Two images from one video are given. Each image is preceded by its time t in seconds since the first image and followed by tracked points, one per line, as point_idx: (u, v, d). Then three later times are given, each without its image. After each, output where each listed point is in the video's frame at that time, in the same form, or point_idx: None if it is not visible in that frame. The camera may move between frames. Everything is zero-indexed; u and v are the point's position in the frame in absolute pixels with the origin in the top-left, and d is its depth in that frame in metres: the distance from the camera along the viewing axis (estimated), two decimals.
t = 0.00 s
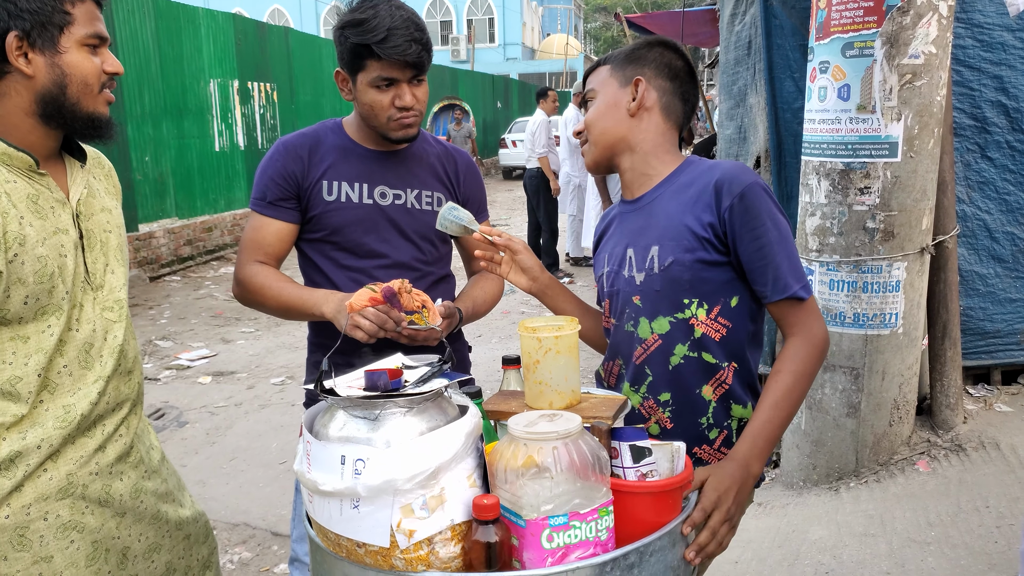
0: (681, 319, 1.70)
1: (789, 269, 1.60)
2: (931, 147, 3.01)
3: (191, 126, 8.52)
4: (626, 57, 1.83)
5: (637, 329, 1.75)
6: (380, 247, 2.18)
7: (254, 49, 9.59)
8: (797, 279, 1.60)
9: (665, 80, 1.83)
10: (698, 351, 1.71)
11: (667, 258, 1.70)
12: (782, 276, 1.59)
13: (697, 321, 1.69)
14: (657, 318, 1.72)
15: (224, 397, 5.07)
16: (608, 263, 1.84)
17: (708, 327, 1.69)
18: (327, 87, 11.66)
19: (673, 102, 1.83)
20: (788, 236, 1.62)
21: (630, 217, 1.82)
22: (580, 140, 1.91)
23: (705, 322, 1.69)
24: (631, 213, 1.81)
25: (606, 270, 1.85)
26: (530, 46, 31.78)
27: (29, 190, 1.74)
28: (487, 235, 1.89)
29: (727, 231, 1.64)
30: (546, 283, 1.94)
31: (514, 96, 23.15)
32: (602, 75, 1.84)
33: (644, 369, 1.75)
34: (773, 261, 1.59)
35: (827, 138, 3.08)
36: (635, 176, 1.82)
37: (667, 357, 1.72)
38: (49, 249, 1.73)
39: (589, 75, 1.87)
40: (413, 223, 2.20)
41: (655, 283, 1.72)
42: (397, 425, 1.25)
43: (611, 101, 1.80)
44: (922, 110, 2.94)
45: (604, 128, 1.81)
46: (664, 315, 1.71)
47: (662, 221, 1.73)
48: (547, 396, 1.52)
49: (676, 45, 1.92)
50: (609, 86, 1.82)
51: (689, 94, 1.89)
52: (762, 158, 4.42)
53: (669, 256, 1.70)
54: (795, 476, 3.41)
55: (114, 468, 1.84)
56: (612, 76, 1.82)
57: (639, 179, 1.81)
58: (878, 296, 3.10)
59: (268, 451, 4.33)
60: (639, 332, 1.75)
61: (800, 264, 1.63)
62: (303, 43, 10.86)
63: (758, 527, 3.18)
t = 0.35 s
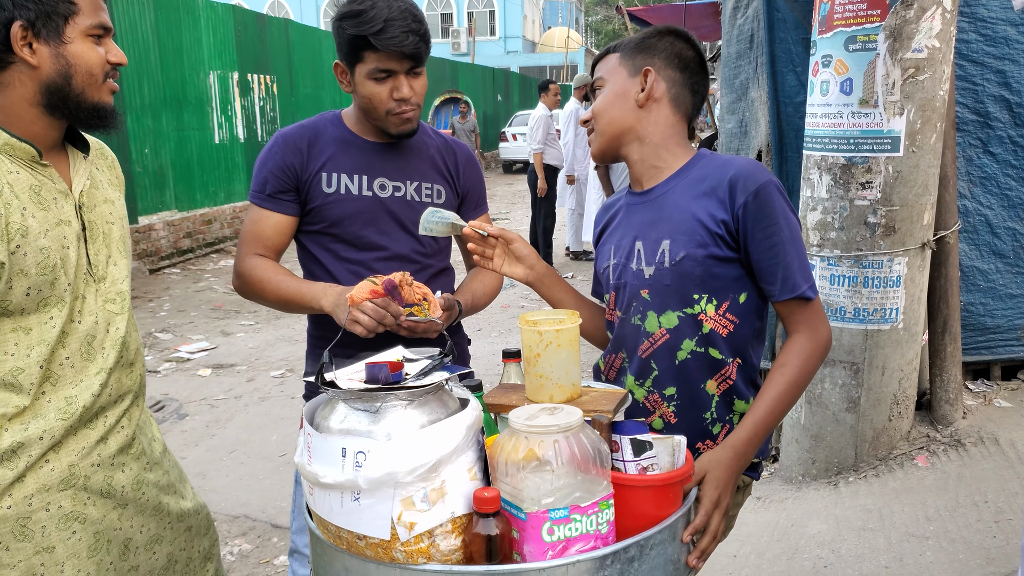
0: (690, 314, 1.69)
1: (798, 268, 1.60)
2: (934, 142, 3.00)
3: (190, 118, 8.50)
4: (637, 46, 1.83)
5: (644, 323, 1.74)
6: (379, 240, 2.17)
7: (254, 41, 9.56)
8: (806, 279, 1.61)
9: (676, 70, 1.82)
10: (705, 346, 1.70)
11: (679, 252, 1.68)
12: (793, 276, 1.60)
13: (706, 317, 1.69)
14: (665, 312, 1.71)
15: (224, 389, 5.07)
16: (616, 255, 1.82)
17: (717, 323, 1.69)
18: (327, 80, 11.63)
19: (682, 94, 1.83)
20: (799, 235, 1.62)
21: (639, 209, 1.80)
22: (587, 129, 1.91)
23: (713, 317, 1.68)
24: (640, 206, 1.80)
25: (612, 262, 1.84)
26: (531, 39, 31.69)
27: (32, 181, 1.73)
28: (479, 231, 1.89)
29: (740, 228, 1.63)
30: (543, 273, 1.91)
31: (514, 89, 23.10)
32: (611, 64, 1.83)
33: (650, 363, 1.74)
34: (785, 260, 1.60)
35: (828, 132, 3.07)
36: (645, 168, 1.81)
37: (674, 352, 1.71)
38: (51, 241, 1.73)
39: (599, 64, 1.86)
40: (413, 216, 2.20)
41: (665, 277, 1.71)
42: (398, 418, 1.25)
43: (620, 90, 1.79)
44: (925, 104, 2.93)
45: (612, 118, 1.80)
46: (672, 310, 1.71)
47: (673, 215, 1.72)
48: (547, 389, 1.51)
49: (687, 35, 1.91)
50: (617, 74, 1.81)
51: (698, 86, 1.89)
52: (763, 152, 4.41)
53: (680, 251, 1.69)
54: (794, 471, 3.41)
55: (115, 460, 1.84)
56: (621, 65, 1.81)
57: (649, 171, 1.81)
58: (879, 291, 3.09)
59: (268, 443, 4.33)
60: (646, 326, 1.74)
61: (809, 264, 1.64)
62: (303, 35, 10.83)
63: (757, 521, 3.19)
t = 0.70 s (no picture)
0: (689, 311, 1.69)
1: (798, 270, 1.60)
2: (936, 142, 3.00)
3: (192, 116, 8.50)
4: (649, 42, 1.82)
5: (643, 319, 1.75)
6: (379, 238, 2.17)
7: (255, 40, 9.56)
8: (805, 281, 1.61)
9: (689, 70, 1.82)
10: (704, 344, 1.70)
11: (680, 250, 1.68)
12: (793, 278, 1.60)
13: (705, 315, 1.69)
14: (664, 309, 1.71)
15: (225, 388, 5.07)
16: (617, 251, 1.82)
17: (716, 321, 1.68)
18: (328, 79, 11.63)
19: (693, 93, 1.83)
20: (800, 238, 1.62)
21: (642, 206, 1.80)
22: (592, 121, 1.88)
23: (713, 315, 1.68)
24: (644, 202, 1.80)
25: (613, 258, 1.84)
26: (532, 38, 31.67)
27: (36, 180, 1.73)
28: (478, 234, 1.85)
29: (742, 228, 1.63)
30: (543, 269, 1.90)
31: (515, 88, 23.09)
32: (623, 56, 1.80)
33: (648, 359, 1.74)
34: (786, 261, 1.60)
35: (830, 132, 3.06)
36: (652, 166, 1.80)
37: (672, 349, 1.72)
38: (54, 239, 1.73)
39: (610, 55, 1.83)
40: (413, 215, 2.20)
41: (666, 274, 1.70)
42: (399, 416, 1.25)
43: (632, 86, 1.78)
44: (927, 104, 2.93)
45: (625, 114, 1.78)
46: (671, 308, 1.71)
47: (676, 213, 1.72)
48: (549, 388, 1.51)
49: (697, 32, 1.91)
50: (629, 69, 1.79)
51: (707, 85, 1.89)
52: (764, 151, 4.40)
53: (682, 249, 1.69)
54: (795, 471, 3.41)
55: (117, 457, 1.84)
56: (634, 59, 1.79)
57: (655, 168, 1.80)
58: (881, 291, 3.09)
59: (268, 442, 4.34)
60: (645, 323, 1.74)
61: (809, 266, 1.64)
62: (304, 34, 10.83)
63: (758, 521, 3.18)
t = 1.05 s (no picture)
0: (691, 306, 1.69)
1: (799, 267, 1.60)
2: (940, 141, 2.99)
3: (195, 117, 8.51)
4: (656, 37, 1.80)
5: (645, 312, 1.74)
6: (381, 238, 2.17)
7: (258, 40, 9.58)
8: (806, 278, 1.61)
9: (694, 67, 1.82)
10: (704, 339, 1.70)
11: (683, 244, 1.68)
12: (795, 274, 1.60)
13: (706, 309, 1.68)
14: (666, 303, 1.71)
15: (228, 387, 5.08)
16: (620, 245, 1.82)
17: (717, 316, 1.68)
18: (331, 79, 11.64)
19: (698, 91, 1.83)
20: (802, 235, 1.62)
21: (645, 200, 1.80)
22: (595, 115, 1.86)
23: (714, 310, 1.68)
24: (647, 197, 1.79)
25: (615, 252, 1.83)
26: (535, 38, 31.68)
27: (38, 180, 1.73)
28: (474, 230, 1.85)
29: (745, 224, 1.63)
30: (541, 263, 1.92)
31: (518, 88, 23.10)
32: (628, 50, 1.79)
33: (648, 353, 1.74)
34: (788, 258, 1.59)
35: (833, 131, 3.06)
36: (656, 162, 1.80)
37: (673, 343, 1.71)
38: (57, 239, 1.73)
39: (614, 47, 1.81)
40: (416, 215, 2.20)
41: (669, 269, 1.70)
42: (401, 416, 1.25)
43: (638, 81, 1.76)
44: (931, 103, 2.92)
45: (630, 109, 1.77)
46: (673, 302, 1.70)
47: (680, 207, 1.71)
48: (550, 388, 1.51)
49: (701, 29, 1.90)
50: (635, 63, 1.77)
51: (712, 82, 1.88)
52: (767, 150, 4.39)
53: (686, 243, 1.68)
54: (799, 471, 3.40)
55: (120, 455, 1.85)
56: (640, 53, 1.78)
57: (659, 164, 1.80)
58: (885, 290, 3.09)
59: (271, 441, 4.34)
60: (646, 316, 1.74)
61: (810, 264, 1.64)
62: (307, 35, 10.85)
63: (762, 522, 3.18)
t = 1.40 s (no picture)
0: (693, 302, 1.68)
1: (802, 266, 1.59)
2: (947, 139, 2.97)
3: (202, 119, 8.54)
4: (661, 34, 1.78)
5: (647, 309, 1.74)
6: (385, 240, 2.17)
7: (264, 43, 9.61)
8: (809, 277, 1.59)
9: (699, 65, 1.80)
10: (707, 336, 1.69)
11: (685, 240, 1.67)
12: (798, 271, 1.58)
13: (709, 306, 1.68)
14: (669, 300, 1.70)
15: (235, 389, 5.09)
16: (624, 241, 1.81)
17: (719, 313, 1.67)
18: (337, 81, 11.66)
19: (702, 90, 1.82)
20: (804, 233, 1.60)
21: (648, 196, 1.79)
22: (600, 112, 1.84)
23: (716, 307, 1.67)
24: (651, 193, 1.78)
25: (619, 248, 1.82)
26: (541, 39, 31.67)
27: (43, 183, 1.74)
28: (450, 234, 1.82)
29: (748, 220, 1.61)
30: (521, 263, 1.87)
31: (523, 88, 23.09)
32: (633, 47, 1.76)
33: (651, 349, 1.74)
34: (791, 256, 1.58)
35: (840, 130, 3.04)
36: (659, 158, 1.79)
37: (675, 339, 1.71)
38: (62, 241, 1.74)
39: (618, 44, 1.78)
40: (421, 216, 2.19)
41: (671, 265, 1.69)
42: (403, 419, 1.24)
43: (645, 81, 1.74)
44: (938, 101, 2.90)
45: (637, 108, 1.75)
46: (675, 298, 1.70)
47: (683, 203, 1.70)
48: (552, 389, 1.50)
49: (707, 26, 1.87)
50: (640, 62, 1.75)
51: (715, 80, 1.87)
52: (773, 150, 4.37)
53: (688, 239, 1.67)
54: (807, 472, 3.38)
55: (125, 456, 1.85)
56: (646, 51, 1.75)
57: (664, 161, 1.78)
58: (892, 290, 3.07)
59: (277, 442, 4.35)
60: (649, 313, 1.73)
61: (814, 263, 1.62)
62: (312, 37, 10.87)
63: (770, 522, 3.16)
